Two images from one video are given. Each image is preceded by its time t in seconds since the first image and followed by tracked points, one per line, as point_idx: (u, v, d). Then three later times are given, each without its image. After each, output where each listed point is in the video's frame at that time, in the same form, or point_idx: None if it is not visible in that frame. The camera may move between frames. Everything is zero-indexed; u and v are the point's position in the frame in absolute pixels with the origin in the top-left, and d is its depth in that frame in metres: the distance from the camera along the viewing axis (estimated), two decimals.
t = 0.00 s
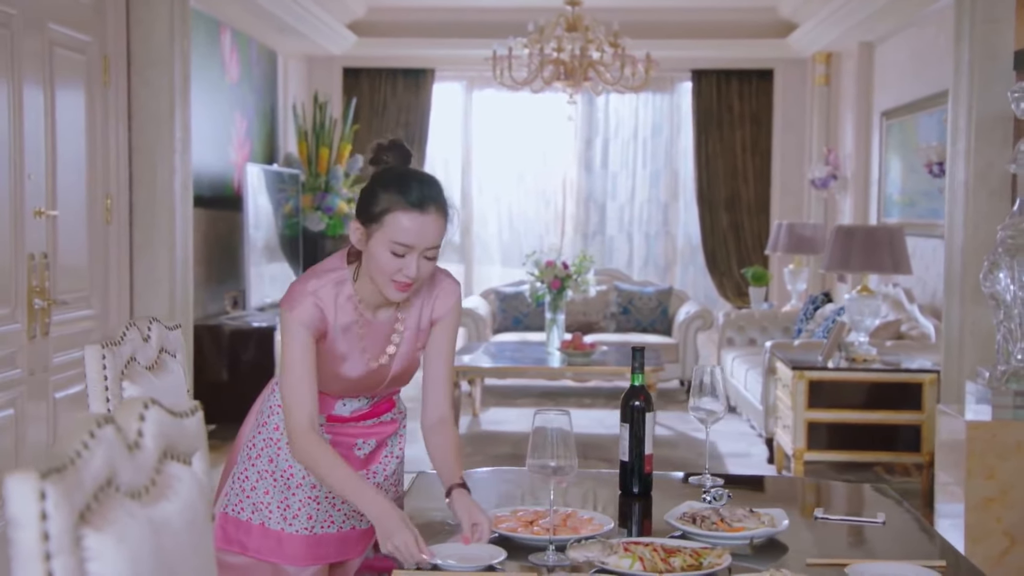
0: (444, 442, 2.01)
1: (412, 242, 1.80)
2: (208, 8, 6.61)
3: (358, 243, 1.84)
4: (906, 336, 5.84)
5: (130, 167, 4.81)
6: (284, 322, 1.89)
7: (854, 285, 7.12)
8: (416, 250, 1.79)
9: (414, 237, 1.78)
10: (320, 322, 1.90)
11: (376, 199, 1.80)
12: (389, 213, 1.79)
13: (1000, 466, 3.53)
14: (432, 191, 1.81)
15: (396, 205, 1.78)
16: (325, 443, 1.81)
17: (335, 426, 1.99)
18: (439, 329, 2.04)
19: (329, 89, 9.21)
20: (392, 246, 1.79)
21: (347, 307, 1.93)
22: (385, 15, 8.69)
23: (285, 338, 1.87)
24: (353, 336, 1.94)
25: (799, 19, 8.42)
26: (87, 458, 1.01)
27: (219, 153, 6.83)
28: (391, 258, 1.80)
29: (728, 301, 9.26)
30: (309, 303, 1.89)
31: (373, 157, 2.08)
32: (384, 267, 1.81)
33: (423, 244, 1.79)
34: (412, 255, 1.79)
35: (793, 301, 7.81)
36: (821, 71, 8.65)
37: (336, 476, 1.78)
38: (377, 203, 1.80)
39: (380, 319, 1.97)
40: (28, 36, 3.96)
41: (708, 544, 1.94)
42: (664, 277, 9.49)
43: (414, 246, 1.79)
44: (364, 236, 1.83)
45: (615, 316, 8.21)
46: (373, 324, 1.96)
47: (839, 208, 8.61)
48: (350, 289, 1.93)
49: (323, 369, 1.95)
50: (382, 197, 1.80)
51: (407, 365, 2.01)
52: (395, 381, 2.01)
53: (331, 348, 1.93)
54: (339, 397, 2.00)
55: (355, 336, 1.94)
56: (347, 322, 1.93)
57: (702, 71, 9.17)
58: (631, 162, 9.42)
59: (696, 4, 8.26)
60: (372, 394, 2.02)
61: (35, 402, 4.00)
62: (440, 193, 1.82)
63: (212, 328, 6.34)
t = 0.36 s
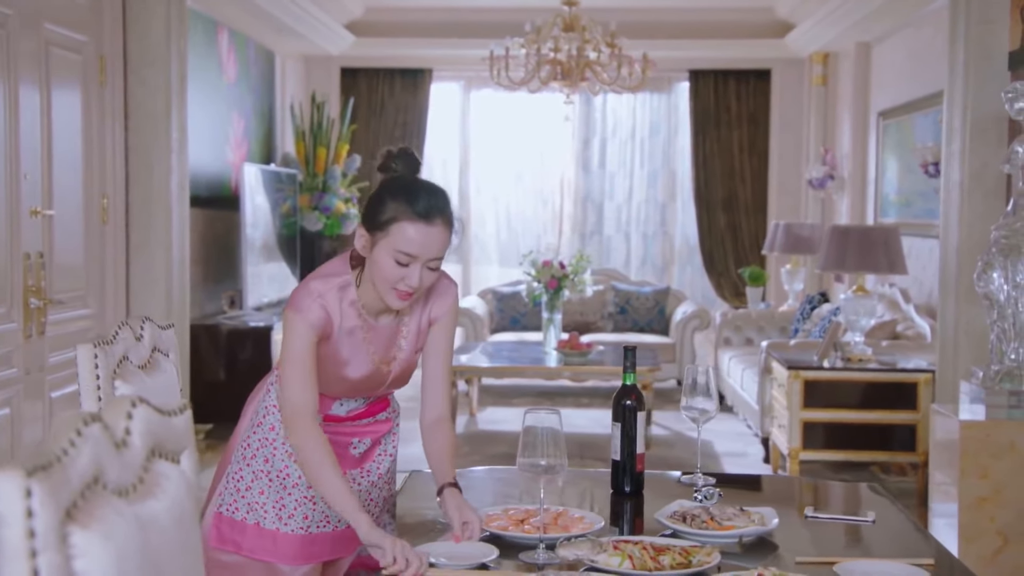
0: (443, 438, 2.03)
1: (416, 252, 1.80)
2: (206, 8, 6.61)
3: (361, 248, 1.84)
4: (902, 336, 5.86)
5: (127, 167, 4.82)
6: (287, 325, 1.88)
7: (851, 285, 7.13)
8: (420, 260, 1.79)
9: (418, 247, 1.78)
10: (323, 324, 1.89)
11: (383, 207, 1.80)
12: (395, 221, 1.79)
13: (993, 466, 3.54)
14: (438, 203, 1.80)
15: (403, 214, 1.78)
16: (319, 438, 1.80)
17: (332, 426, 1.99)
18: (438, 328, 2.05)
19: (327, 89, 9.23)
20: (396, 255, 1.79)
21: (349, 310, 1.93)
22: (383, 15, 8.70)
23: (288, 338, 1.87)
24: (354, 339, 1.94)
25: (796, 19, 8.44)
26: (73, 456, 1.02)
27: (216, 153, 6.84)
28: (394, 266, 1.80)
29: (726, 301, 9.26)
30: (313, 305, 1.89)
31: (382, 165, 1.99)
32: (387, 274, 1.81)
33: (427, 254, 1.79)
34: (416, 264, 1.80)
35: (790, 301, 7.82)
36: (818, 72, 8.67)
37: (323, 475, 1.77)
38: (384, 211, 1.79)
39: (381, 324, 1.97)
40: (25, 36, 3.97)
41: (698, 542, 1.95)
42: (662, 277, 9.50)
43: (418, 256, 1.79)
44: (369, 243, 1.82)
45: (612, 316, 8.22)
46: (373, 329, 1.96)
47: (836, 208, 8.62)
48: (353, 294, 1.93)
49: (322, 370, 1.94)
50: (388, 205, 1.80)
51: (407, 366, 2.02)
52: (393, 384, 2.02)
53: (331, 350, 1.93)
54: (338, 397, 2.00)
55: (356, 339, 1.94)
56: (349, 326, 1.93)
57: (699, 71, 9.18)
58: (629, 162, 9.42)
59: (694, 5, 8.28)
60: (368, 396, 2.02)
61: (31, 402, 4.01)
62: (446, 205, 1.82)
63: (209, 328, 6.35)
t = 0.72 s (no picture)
0: (445, 435, 2.05)
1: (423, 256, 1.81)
2: (207, 7, 6.62)
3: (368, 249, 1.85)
4: (901, 335, 5.86)
5: (127, 166, 4.84)
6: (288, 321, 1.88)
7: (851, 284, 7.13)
8: (427, 264, 1.79)
9: (425, 251, 1.79)
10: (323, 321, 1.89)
11: (393, 210, 1.81)
12: (404, 224, 1.80)
13: (990, 465, 3.54)
14: (447, 209, 1.81)
15: (412, 219, 1.79)
16: (311, 433, 1.81)
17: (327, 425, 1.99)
18: (437, 329, 2.06)
19: (328, 89, 9.24)
20: (403, 258, 1.80)
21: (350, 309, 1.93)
22: (384, 14, 8.71)
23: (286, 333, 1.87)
24: (354, 338, 1.94)
25: (797, 19, 8.44)
26: (63, 452, 1.03)
27: (217, 152, 6.85)
28: (400, 268, 1.80)
29: (727, 301, 9.26)
30: (315, 301, 1.89)
31: (389, 167, 1.99)
32: (392, 276, 1.81)
33: (433, 260, 1.80)
34: (422, 268, 1.80)
35: (790, 300, 7.83)
36: (818, 71, 8.68)
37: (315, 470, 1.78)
38: (394, 213, 1.80)
39: (382, 326, 1.97)
40: (25, 36, 3.98)
41: (691, 539, 1.96)
42: (663, 276, 9.50)
43: (425, 260, 1.79)
44: (376, 245, 1.83)
45: (612, 315, 8.23)
46: (374, 330, 1.96)
47: (837, 208, 8.63)
48: (356, 294, 1.93)
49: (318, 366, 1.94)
50: (398, 208, 1.81)
51: (407, 366, 2.02)
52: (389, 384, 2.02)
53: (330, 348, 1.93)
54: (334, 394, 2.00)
55: (356, 339, 1.94)
56: (349, 325, 1.93)
57: (700, 70, 9.18)
58: (630, 161, 9.43)
59: (695, 4, 8.28)
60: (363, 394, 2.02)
61: (30, 401, 4.03)
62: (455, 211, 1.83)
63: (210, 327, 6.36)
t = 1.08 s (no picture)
0: (444, 434, 2.04)
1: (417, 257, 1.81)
2: (209, 5, 6.63)
3: (363, 249, 1.85)
4: (902, 333, 5.87)
5: (128, 163, 4.86)
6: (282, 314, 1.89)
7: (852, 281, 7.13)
8: (421, 265, 1.80)
9: (419, 252, 1.79)
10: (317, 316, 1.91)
11: (389, 211, 1.81)
12: (399, 226, 1.79)
13: (989, 462, 3.54)
14: (442, 213, 1.81)
15: (408, 220, 1.79)
16: (309, 420, 1.81)
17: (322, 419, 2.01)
18: (432, 328, 2.07)
19: (331, 86, 9.26)
20: (397, 258, 1.80)
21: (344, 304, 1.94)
22: (386, 11, 8.72)
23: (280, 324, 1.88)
24: (348, 334, 1.95)
25: (799, 16, 8.44)
26: (55, 446, 1.03)
27: (219, 149, 6.86)
28: (394, 269, 1.80)
29: (728, 298, 9.26)
30: (309, 296, 1.90)
31: (386, 166, 2.00)
32: (385, 277, 1.81)
33: (427, 261, 1.80)
34: (416, 269, 1.80)
35: (791, 297, 7.83)
36: (821, 68, 8.67)
37: (317, 457, 1.78)
38: (389, 213, 1.80)
39: (376, 323, 1.98)
40: (27, 33, 3.99)
41: (685, 535, 1.97)
42: (665, 273, 9.50)
43: (419, 261, 1.79)
44: (370, 245, 1.83)
45: (614, 312, 8.24)
46: (367, 327, 1.97)
47: (839, 206, 8.63)
48: (350, 291, 1.94)
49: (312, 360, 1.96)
50: (394, 210, 1.80)
51: (400, 363, 2.03)
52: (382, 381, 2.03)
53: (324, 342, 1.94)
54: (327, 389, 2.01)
55: (349, 335, 1.95)
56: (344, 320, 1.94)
57: (702, 67, 9.18)
58: (632, 158, 9.43)
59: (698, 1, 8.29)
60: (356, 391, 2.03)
61: (32, 396, 4.04)
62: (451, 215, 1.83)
63: (212, 323, 6.37)
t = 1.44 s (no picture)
0: (440, 431, 2.05)
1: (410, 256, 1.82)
2: (210, 3, 6.64)
3: (357, 247, 1.86)
4: (901, 330, 5.87)
5: (127, 161, 4.88)
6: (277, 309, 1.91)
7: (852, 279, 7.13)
8: (413, 264, 1.81)
9: (412, 252, 1.80)
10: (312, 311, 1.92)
11: (383, 209, 1.82)
12: (393, 224, 1.81)
13: (987, 460, 3.55)
14: (435, 213, 1.82)
15: (401, 219, 1.80)
16: (306, 417, 1.82)
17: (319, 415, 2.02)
18: (427, 325, 2.07)
19: (332, 84, 9.28)
20: (390, 257, 1.81)
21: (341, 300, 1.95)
22: (387, 9, 8.73)
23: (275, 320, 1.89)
24: (343, 329, 1.96)
25: (799, 13, 8.44)
26: (45, 442, 1.04)
27: (219, 146, 6.87)
28: (387, 268, 1.82)
29: (728, 295, 9.26)
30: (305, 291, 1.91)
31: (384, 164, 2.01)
32: (378, 275, 1.83)
33: (419, 260, 1.81)
34: (408, 268, 1.81)
35: (791, 295, 7.83)
36: (821, 66, 8.67)
37: (315, 451, 1.80)
38: (383, 211, 1.81)
39: (371, 319, 1.98)
40: (26, 31, 4.00)
41: (678, 532, 1.97)
42: (665, 271, 9.51)
43: (412, 260, 1.81)
44: (365, 243, 1.84)
45: (614, 310, 8.25)
46: (363, 323, 1.97)
47: (839, 204, 8.63)
48: (345, 286, 1.95)
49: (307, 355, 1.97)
50: (387, 208, 1.82)
51: (396, 358, 2.04)
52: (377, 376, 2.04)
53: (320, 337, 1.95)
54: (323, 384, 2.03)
55: (344, 330, 1.96)
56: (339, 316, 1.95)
57: (703, 64, 9.18)
58: (632, 156, 9.44)
59: None
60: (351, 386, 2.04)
61: (32, 392, 4.06)
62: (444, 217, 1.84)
63: (212, 321, 6.38)
